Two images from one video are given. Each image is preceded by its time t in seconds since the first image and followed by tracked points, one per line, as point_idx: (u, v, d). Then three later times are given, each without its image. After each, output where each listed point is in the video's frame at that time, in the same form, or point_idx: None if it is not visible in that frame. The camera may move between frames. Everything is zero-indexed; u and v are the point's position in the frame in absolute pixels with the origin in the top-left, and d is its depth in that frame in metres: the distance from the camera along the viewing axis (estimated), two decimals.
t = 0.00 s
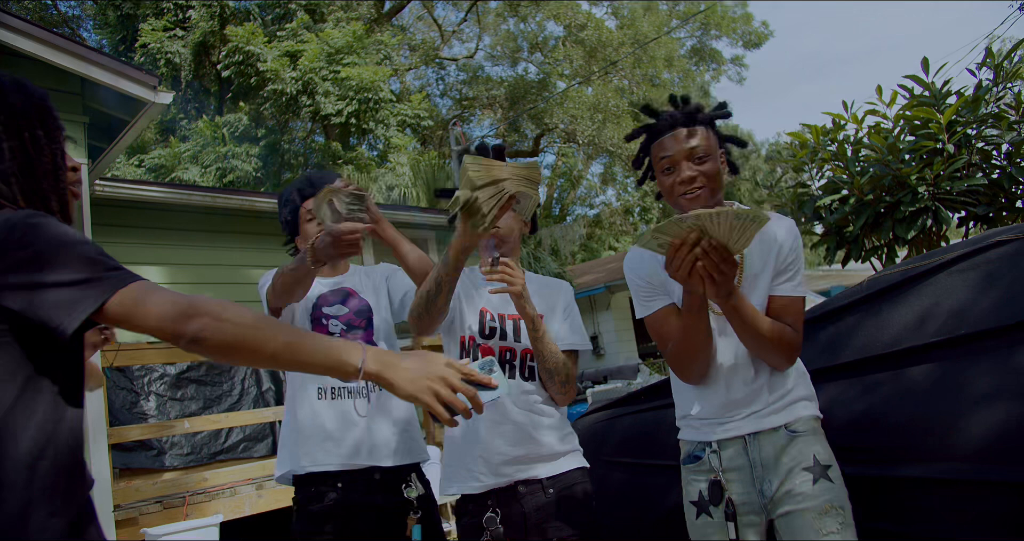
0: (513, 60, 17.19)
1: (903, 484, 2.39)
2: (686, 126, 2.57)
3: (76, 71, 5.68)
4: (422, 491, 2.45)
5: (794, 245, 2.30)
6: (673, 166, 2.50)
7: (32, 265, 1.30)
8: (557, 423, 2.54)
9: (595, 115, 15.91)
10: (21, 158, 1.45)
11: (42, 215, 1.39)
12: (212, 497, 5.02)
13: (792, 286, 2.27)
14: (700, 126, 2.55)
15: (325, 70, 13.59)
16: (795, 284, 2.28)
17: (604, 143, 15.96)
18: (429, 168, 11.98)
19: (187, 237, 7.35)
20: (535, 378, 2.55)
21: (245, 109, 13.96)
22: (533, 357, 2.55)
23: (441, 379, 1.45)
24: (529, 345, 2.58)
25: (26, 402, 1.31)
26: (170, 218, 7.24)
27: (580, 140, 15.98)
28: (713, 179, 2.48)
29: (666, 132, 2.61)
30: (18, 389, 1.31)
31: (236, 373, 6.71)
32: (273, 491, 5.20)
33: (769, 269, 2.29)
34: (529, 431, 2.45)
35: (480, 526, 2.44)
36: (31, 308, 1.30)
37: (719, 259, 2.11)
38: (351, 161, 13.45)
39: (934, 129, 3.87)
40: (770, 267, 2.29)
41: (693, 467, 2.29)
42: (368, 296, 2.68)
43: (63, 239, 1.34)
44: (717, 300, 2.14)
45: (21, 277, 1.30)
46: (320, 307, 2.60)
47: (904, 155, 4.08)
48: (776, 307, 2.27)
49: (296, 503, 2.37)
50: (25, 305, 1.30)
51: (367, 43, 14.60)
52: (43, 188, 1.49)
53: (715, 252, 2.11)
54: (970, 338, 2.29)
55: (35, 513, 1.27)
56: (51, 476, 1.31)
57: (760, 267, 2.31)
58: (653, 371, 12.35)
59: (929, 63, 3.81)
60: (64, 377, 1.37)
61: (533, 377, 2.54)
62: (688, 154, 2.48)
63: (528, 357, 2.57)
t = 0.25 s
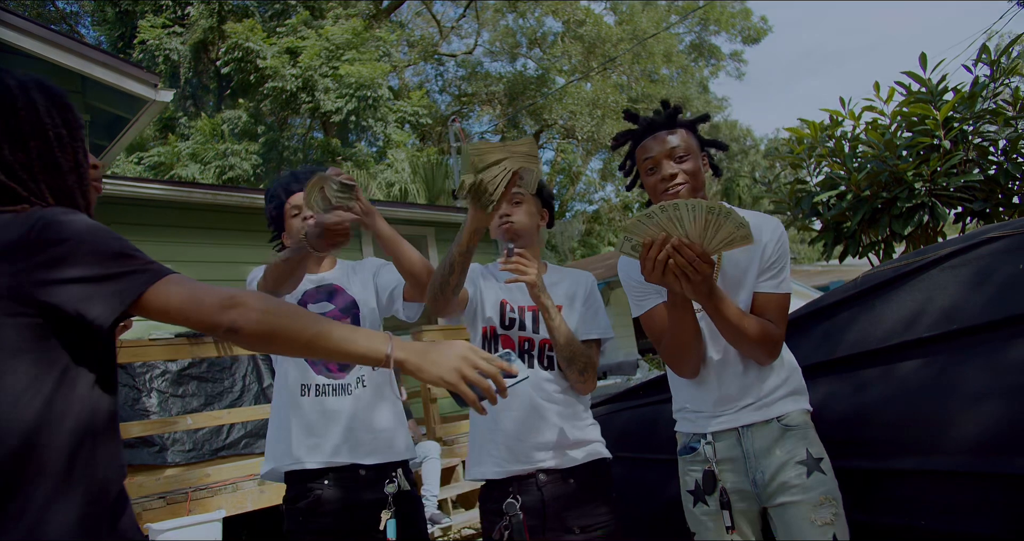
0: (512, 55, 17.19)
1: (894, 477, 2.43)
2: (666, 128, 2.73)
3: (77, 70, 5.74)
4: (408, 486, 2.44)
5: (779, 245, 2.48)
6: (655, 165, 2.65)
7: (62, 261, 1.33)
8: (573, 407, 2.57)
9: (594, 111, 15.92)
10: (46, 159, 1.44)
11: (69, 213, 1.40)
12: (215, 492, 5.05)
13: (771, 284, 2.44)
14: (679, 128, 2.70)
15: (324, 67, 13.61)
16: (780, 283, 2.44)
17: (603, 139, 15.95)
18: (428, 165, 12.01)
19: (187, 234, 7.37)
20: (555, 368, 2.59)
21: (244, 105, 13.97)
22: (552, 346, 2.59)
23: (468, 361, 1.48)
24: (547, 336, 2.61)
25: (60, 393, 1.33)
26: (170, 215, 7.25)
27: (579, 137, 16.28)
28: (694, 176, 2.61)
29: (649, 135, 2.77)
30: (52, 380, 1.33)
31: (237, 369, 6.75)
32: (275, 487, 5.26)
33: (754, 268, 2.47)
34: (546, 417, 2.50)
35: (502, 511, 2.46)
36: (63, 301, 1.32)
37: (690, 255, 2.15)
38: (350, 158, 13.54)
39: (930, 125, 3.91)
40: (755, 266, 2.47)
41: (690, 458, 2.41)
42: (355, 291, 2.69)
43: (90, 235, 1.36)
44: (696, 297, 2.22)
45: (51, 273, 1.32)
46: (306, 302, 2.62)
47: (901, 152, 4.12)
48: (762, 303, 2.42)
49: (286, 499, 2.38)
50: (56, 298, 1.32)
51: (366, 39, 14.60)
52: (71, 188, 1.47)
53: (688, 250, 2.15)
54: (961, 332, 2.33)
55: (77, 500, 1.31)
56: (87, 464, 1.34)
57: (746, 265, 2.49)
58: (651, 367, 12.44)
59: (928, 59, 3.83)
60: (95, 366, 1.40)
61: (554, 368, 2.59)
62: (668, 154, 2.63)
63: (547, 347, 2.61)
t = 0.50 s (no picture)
0: (513, 54, 17.20)
1: (889, 473, 2.47)
2: (662, 133, 2.75)
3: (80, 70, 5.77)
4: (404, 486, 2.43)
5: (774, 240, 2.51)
6: (652, 169, 2.68)
7: (96, 258, 1.36)
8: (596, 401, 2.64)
9: (596, 110, 15.91)
10: (70, 159, 1.47)
11: (96, 211, 1.43)
12: (219, 490, 5.08)
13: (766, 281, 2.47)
14: (675, 132, 2.74)
15: (326, 66, 13.58)
16: (774, 280, 2.47)
17: (604, 138, 15.94)
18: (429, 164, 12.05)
19: (191, 234, 7.41)
20: (574, 361, 2.64)
21: (246, 105, 14.00)
22: (570, 340, 2.63)
23: (491, 346, 1.49)
24: (565, 331, 2.66)
25: (97, 385, 1.36)
26: (174, 215, 7.28)
27: (580, 135, 15.92)
28: (689, 180, 2.66)
29: (646, 140, 2.79)
30: (89, 373, 1.36)
31: (240, 368, 6.79)
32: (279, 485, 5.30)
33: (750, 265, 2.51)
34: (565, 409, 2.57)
35: (523, 500, 2.57)
36: (99, 297, 1.35)
37: (679, 259, 2.20)
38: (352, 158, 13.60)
39: (930, 123, 3.94)
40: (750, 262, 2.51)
41: (690, 454, 2.43)
42: (353, 290, 2.69)
43: (122, 231, 1.39)
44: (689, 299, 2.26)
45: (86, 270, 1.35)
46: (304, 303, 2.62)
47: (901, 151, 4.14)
48: (756, 299, 2.45)
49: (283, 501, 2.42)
50: (92, 294, 1.35)
51: (367, 38, 14.61)
52: (96, 186, 1.51)
53: (679, 255, 2.20)
54: (954, 331, 2.37)
55: (110, 494, 1.34)
56: (124, 455, 1.37)
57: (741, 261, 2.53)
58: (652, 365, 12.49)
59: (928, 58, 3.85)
60: (129, 359, 1.42)
61: (575, 360, 2.63)
62: (665, 157, 2.66)
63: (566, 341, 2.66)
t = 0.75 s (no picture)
0: (519, 56, 17.24)
1: (889, 474, 2.50)
2: (675, 138, 2.77)
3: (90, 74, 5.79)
4: (405, 487, 2.46)
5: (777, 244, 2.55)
6: (663, 170, 2.72)
7: (141, 257, 1.39)
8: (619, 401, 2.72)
9: (602, 112, 15.94)
10: (107, 160, 1.51)
11: (136, 210, 1.47)
12: (227, 490, 5.13)
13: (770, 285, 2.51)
14: (688, 137, 2.77)
15: (333, 68, 13.58)
16: (777, 284, 2.51)
17: (610, 139, 15.92)
18: (435, 165, 12.11)
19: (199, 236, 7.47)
20: (592, 359, 2.74)
21: (253, 106, 14.08)
22: (587, 339, 2.73)
23: (518, 330, 1.56)
24: (581, 329, 2.76)
25: (138, 381, 1.38)
26: (183, 217, 7.35)
27: (587, 137, 15.93)
28: (700, 182, 2.69)
29: (657, 143, 2.82)
30: (131, 368, 1.37)
31: (247, 369, 6.84)
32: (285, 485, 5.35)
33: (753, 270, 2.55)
34: (582, 407, 2.67)
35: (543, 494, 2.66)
36: (145, 294, 1.38)
37: (689, 275, 2.22)
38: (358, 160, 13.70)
39: (935, 127, 3.97)
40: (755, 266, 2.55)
41: (695, 454, 2.46)
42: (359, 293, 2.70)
43: (164, 230, 1.42)
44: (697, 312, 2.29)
45: (133, 267, 1.38)
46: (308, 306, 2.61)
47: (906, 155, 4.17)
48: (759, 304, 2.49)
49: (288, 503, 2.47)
50: (137, 291, 1.38)
51: (374, 40, 14.64)
52: (133, 187, 1.55)
53: (690, 271, 2.21)
54: (954, 336, 2.39)
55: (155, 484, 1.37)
56: (164, 450, 1.39)
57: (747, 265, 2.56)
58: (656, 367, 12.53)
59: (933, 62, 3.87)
60: (166, 355, 1.45)
61: (592, 359, 2.74)
62: (676, 159, 2.70)
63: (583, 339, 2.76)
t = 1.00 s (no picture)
0: (523, 58, 17.28)
1: (888, 475, 2.52)
2: (689, 146, 2.79)
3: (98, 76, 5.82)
4: (407, 487, 2.47)
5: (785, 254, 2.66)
6: (678, 177, 2.74)
7: (171, 259, 1.43)
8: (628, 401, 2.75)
9: (605, 114, 15.97)
10: (137, 162, 1.56)
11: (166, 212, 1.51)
12: (232, 489, 5.16)
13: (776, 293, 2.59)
14: (702, 145, 2.79)
15: (338, 70, 13.62)
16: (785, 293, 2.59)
17: (614, 142, 15.94)
18: (439, 167, 12.17)
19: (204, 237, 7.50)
20: (602, 355, 2.77)
21: (258, 108, 14.16)
22: (597, 336, 2.76)
23: (535, 319, 1.67)
24: (592, 326, 2.79)
25: (165, 380, 1.43)
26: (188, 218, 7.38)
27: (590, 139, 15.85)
28: (714, 190, 2.72)
29: (671, 151, 2.84)
30: (159, 367, 1.42)
31: (252, 369, 6.87)
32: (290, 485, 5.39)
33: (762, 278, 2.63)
34: (587, 407, 2.71)
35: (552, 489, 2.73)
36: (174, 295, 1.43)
37: (708, 279, 2.30)
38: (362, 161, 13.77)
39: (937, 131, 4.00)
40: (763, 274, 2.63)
41: (696, 453, 2.49)
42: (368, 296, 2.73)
43: (193, 231, 1.46)
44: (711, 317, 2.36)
45: (164, 268, 1.42)
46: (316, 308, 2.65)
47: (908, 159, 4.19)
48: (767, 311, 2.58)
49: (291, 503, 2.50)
50: (167, 292, 1.43)
51: (379, 42, 14.67)
52: (161, 189, 1.59)
53: (708, 276, 2.29)
54: (953, 339, 2.42)
55: (182, 477, 1.42)
56: (191, 447, 1.45)
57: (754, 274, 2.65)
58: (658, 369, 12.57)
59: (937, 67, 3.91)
60: (193, 351, 1.49)
61: (603, 356, 2.77)
62: (690, 167, 2.72)
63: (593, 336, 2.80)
